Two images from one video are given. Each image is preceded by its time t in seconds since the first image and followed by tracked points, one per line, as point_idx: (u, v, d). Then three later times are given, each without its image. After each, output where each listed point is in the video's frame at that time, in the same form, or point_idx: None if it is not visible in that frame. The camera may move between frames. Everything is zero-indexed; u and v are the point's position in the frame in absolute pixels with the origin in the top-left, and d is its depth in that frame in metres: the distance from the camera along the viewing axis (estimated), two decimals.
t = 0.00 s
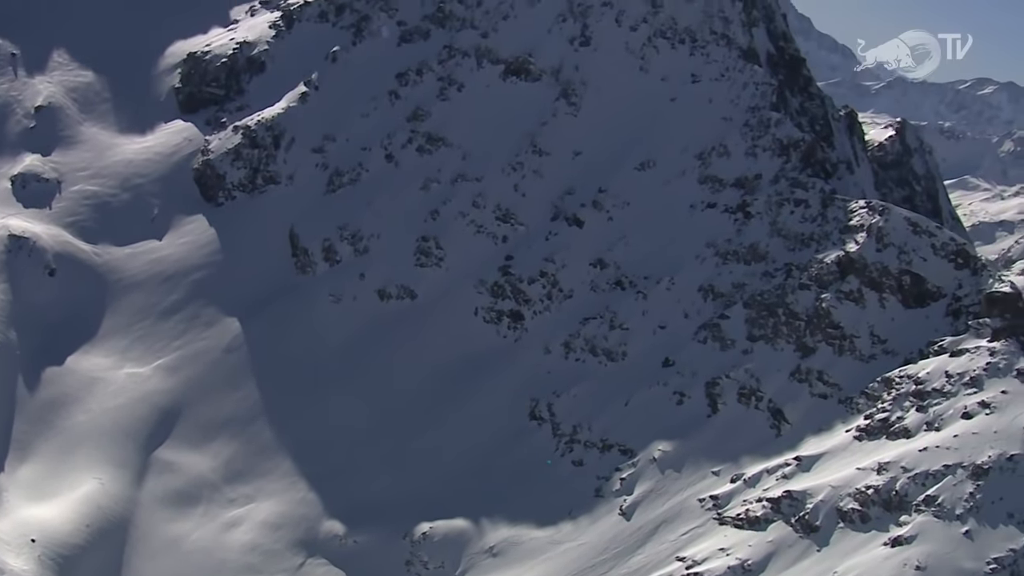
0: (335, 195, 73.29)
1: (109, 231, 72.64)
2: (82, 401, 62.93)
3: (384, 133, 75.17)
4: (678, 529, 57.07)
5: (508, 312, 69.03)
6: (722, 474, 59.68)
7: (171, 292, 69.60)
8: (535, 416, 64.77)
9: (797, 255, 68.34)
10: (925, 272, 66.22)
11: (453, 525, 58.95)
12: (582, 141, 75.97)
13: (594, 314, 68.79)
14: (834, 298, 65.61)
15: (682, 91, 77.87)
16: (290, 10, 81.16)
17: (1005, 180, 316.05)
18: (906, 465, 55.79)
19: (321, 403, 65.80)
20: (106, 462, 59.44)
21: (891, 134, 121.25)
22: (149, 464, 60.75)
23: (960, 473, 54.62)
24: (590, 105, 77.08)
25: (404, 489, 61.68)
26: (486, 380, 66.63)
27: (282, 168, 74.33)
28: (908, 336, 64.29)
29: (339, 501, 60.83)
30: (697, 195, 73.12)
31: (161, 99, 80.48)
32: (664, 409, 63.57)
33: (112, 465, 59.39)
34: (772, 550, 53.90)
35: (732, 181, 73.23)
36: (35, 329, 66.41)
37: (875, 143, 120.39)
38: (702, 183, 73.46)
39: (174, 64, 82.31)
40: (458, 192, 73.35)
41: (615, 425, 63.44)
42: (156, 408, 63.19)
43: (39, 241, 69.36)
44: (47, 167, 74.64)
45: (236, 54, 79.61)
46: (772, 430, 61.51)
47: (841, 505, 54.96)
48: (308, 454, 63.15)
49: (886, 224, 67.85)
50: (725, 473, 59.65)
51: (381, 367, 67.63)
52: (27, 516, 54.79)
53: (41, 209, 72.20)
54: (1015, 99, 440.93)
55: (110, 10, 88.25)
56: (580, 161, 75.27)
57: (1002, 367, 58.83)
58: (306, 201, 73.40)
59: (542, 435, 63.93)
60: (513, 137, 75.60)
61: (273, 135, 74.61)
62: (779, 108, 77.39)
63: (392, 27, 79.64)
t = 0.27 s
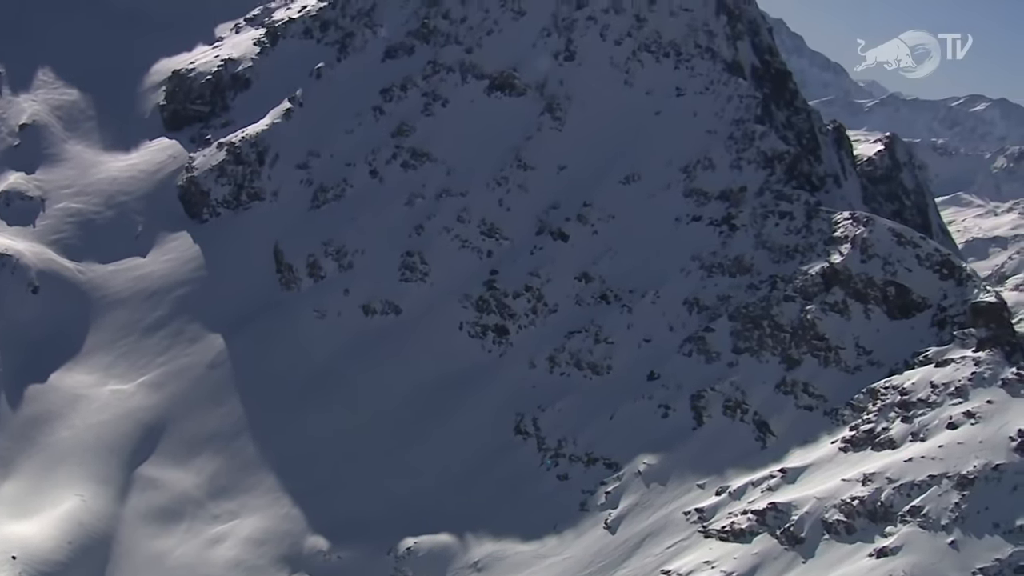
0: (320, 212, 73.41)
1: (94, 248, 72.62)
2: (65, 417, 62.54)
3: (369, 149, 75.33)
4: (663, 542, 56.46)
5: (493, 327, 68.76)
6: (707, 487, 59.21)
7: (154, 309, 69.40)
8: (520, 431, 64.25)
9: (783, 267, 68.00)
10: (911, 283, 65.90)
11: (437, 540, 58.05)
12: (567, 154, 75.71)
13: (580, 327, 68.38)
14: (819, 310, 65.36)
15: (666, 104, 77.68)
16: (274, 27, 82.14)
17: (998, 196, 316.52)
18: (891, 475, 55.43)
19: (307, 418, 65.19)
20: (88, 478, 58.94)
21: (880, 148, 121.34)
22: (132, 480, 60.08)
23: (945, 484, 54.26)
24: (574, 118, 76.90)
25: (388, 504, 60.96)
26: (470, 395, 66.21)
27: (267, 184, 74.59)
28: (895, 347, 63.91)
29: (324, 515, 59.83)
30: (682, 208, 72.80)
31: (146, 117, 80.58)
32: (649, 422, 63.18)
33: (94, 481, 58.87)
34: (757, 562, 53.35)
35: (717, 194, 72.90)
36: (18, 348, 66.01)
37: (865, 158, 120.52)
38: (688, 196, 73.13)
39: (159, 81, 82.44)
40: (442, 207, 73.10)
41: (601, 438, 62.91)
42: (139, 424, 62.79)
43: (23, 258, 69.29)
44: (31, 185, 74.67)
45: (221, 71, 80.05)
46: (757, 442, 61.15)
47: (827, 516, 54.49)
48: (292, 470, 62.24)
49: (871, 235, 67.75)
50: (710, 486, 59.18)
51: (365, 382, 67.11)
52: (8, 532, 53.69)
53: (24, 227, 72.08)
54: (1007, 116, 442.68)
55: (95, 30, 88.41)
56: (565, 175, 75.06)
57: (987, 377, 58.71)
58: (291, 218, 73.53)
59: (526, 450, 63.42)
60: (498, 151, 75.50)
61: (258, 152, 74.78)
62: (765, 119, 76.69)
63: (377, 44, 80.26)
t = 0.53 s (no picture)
0: (314, 216, 73.63)
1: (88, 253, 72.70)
2: (60, 421, 62.50)
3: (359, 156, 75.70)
4: (657, 546, 56.13)
5: (487, 331, 68.62)
6: (702, 491, 58.92)
7: (148, 313, 69.38)
8: (515, 435, 64.18)
9: (777, 271, 67.99)
10: (906, 286, 65.39)
11: (432, 545, 57.71)
12: (560, 160, 75.74)
13: (574, 332, 68.26)
14: (813, 313, 64.98)
15: (659, 109, 77.42)
16: (266, 34, 83.43)
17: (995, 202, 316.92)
18: (885, 478, 55.22)
19: (303, 420, 65.01)
20: (83, 483, 58.83)
21: (876, 152, 121.58)
22: (127, 484, 59.87)
23: (940, 486, 54.03)
24: (566, 124, 76.85)
25: (380, 506, 60.70)
26: (467, 398, 66.10)
27: (260, 190, 74.78)
28: (890, 350, 63.40)
29: (321, 520, 59.44)
30: (674, 214, 72.80)
31: (138, 125, 80.78)
32: (643, 426, 63.03)
33: (89, 487, 58.73)
34: (754, 565, 53.16)
35: (711, 199, 72.87)
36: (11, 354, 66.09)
37: (860, 163, 120.76)
38: (681, 200, 73.17)
39: (152, 88, 82.96)
40: (436, 213, 73.33)
41: (596, 442, 62.73)
42: (134, 428, 62.65)
43: (20, 261, 70.04)
44: (25, 192, 75.02)
45: (215, 78, 81.12)
46: (752, 445, 60.95)
47: (822, 519, 54.29)
48: (288, 475, 61.83)
49: (863, 240, 67.38)
50: (704, 490, 58.87)
51: (361, 385, 67.05)
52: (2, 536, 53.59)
53: (16, 235, 72.33)
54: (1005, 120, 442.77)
55: (90, 40, 89.03)
56: (560, 179, 75.15)
57: (982, 380, 58.61)
58: (285, 223, 73.74)
59: (520, 454, 63.30)
60: (490, 157, 75.82)
61: (244, 163, 75.23)
62: (755, 126, 76.17)
63: (370, 47, 80.73)
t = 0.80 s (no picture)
0: (292, 229, 73.23)
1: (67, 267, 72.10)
2: (32, 436, 61.85)
3: (342, 167, 75.31)
4: (633, 559, 54.49)
5: (465, 344, 67.66)
6: (678, 502, 57.38)
7: (125, 329, 68.55)
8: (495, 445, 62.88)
9: (764, 276, 67.64)
10: (895, 289, 65.28)
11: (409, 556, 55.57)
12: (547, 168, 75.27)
13: (553, 343, 67.25)
14: (802, 318, 64.51)
15: (639, 121, 77.08)
16: (246, 48, 83.77)
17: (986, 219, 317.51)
18: (873, 483, 53.83)
19: (277, 433, 63.49)
20: (54, 500, 57.92)
21: (862, 166, 121.66)
22: (100, 497, 58.26)
23: (926, 492, 52.42)
24: (547, 135, 76.40)
25: (352, 517, 58.79)
26: (445, 413, 64.85)
27: (237, 204, 74.51)
28: (868, 360, 62.59)
29: (296, 531, 57.30)
30: (653, 225, 72.11)
31: (116, 138, 80.71)
32: (622, 436, 61.74)
33: (61, 502, 57.73)
34: None
35: (689, 211, 72.16)
36: None
37: (847, 176, 120.73)
38: (660, 211, 72.51)
39: (133, 101, 82.79)
40: (413, 227, 72.30)
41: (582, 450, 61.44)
42: (107, 444, 61.56)
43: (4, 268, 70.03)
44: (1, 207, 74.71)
45: (195, 88, 81.11)
46: (743, 450, 59.79)
47: (798, 529, 52.91)
48: (260, 488, 59.85)
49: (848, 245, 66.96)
50: (682, 501, 57.36)
51: (334, 401, 65.64)
52: None
53: None
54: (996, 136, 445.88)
55: (69, 56, 88.71)
56: (538, 191, 74.21)
57: (961, 388, 57.62)
58: (264, 234, 73.45)
59: (496, 467, 61.81)
60: (469, 168, 74.84)
61: (233, 169, 75.35)
62: (738, 133, 76.35)
63: (348, 62, 80.98)
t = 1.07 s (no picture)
0: (275, 239, 72.49)
1: (50, 276, 71.66)
2: (10, 446, 60.40)
3: (325, 176, 74.92)
4: (616, 567, 54.74)
5: (447, 353, 67.44)
6: (661, 510, 57.71)
7: (107, 338, 67.95)
8: (474, 458, 62.64)
9: (738, 289, 67.26)
10: (868, 302, 64.84)
11: (391, 567, 55.95)
12: (526, 181, 75.00)
13: (535, 353, 67.08)
14: (774, 331, 64.24)
15: (624, 130, 76.96)
16: (232, 56, 82.24)
17: (979, 234, 318.39)
18: (845, 496, 54.71)
19: (260, 442, 63.35)
20: (34, 510, 56.76)
21: (851, 178, 121.70)
22: (80, 507, 57.68)
23: (900, 503, 53.72)
24: (531, 144, 76.28)
25: (336, 526, 58.67)
26: (428, 424, 64.63)
27: (221, 213, 73.81)
28: (851, 368, 62.70)
29: (279, 539, 57.42)
30: (638, 233, 71.97)
31: (101, 147, 80.54)
32: (605, 446, 61.73)
33: (41, 511, 56.75)
34: None
35: (674, 219, 72.01)
36: None
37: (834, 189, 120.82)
38: (645, 220, 72.34)
39: (117, 111, 82.64)
40: (399, 234, 72.23)
41: (553, 465, 61.22)
42: (87, 453, 60.83)
43: None
44: None
45: (178, 99, 80.23)
46: (712, 464, 59.90)
47: (780, 538, 53.60)
48: (244, 496, 59.91)
49: (829, 255, 66.67)
50: (665, 509, 57.77)
51: (317, 411, 65.38)
52: None
53: None
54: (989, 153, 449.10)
55: (54, 66, 88.48)
56: (521, 202, 74.20)
57: (943, 398, 58.33)
58: (247, 242, 72.78)
59: (479, 476, 61.77)
60: (453, 179, 74.76)
61: (213, 180, 74.57)
62: (722, 143, 75.96)
63: (334, 71, 80.18)
